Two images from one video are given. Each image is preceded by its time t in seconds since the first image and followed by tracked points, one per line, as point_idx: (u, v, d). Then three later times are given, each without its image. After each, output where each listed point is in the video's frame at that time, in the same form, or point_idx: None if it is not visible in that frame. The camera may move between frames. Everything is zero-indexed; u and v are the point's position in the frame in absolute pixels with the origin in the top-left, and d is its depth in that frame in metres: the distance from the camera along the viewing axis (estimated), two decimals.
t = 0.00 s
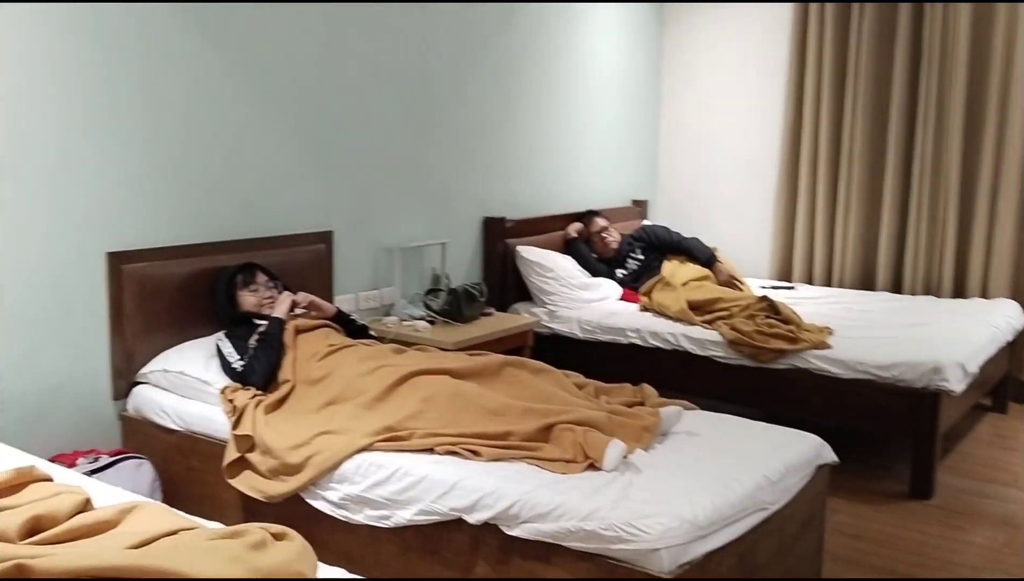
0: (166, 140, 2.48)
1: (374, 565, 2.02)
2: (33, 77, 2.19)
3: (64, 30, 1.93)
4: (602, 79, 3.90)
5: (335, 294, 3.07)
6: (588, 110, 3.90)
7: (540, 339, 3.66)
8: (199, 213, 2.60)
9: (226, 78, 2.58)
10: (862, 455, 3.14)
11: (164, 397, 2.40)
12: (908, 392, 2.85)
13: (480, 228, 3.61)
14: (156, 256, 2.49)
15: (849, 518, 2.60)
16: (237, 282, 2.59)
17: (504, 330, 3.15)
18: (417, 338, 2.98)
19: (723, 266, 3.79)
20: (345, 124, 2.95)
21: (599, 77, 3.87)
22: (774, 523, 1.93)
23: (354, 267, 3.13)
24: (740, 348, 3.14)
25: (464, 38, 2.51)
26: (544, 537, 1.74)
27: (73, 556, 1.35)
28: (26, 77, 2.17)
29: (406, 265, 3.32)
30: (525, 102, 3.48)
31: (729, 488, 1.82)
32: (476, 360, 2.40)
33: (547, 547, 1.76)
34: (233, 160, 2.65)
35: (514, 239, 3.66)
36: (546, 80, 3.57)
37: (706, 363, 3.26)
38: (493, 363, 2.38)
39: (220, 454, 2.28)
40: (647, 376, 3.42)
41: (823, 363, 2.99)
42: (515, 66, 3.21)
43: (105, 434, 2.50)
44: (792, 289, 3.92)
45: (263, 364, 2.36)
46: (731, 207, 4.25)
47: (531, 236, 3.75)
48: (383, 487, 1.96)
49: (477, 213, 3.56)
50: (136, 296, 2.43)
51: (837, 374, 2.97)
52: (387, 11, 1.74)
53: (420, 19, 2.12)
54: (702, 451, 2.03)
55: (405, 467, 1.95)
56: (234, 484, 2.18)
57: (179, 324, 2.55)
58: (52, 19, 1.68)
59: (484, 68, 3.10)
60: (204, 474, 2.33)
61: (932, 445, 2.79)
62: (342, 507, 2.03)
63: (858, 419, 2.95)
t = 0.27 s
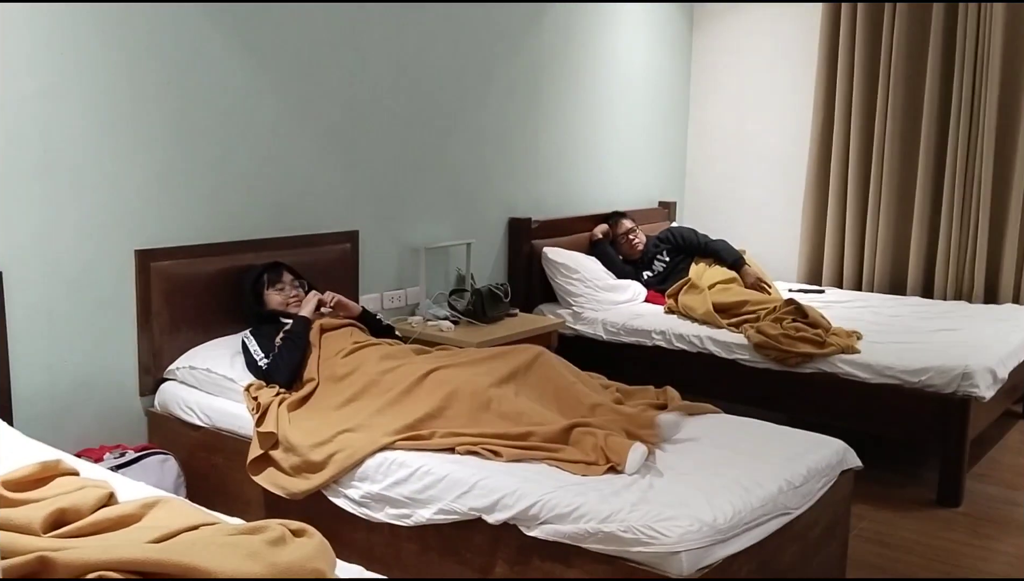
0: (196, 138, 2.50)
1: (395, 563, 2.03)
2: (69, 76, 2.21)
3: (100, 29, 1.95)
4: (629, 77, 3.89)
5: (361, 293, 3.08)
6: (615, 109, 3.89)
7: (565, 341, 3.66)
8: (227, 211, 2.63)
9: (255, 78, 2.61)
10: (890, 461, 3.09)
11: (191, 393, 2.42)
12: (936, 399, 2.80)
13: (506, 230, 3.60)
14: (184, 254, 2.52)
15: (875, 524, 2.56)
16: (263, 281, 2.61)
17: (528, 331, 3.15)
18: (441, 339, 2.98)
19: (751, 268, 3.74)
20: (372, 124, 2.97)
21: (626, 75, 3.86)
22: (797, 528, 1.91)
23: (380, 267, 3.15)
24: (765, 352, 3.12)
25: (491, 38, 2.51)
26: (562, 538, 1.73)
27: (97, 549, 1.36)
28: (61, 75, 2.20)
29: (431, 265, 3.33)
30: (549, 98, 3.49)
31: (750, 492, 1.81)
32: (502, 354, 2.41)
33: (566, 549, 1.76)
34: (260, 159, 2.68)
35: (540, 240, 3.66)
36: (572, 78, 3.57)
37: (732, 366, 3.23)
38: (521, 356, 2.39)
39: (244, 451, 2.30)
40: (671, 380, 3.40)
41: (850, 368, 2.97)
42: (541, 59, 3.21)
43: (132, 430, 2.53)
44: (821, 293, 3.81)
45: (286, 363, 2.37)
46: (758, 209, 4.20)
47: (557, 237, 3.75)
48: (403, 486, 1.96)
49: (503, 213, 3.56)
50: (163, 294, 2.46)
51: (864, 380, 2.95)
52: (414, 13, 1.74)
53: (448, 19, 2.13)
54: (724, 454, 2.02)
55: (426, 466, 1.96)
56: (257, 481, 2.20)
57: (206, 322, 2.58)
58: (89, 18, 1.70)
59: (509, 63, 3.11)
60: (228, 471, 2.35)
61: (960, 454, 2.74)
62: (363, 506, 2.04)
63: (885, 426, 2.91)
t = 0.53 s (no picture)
0: (213, 137, 2.52)
1: (407, 561, 2.04)
2: (88, 77, 2.24)
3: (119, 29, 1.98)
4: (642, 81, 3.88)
5: (375, 293, 3.10)
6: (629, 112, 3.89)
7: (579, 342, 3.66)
8: (243, 211, 2.65)
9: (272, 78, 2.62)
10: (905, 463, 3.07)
11: (207, 392, 2.44)
12: (951, 402, 2.79)
13: (520, 229, 3.60)
14: (200, 254, 2.54)
15: (889, 526, 2.55)
16: (279, 280, 2.63)
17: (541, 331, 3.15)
18: (455, 339, 2.99)
19: (766, 270, 3.73)
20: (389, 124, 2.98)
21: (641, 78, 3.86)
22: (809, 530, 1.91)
23: (394, 267, 3.16)
24: (780, 353, 3.11)
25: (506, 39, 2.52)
26: (573, 538, 1.74)
27: (109, 544, 1.38)
28: (80, 75, 2.22)
29: (446, 265, 3.34)
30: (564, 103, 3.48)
31: (762, 493, 1.81)
32: (507, 342, 2.46)
33: (577, 548, 1.76)
34: (276, 159, 2.70)
35: (555, 240, 3.66)
36: (587, 80, 3.57)
37: (746, 368, 3.22)
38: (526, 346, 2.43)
39: (258, 449, 2.32)
40: (685, 381, 3.39)
41: (864, 370, 2.96)
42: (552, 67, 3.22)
43: (148, 428, 2.55)
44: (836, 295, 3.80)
45: (302, 363, 2.39)
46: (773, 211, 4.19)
47: (571, 238, 3.75)
48: (415, 484, 1.97)
49: (518, 214, 3.57)
50: (180, 293, 2.48)
51: (879, 381, 2.93)
52: (427, 14, 1.75)
53: (462, 18, 2.14)
54: (736, 454, 2.02)
55: (438, 464, 1.97)
56: (272, 473, 2.20)
57: (222, 320, 2.60)
58: (106, 17, 1.72)
59: (524, 66, 3.12)
60: (243, 469, 2.37)
61: (975, 458, 2.72)
62: (375, 504, 2.05)
63: (899, 428, 2.90)
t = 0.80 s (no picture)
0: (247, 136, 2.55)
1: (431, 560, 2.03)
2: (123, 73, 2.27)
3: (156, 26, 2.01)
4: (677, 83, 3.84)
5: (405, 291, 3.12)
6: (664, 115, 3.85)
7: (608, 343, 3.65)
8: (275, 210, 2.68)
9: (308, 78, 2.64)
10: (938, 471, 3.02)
11: (238, 385, 2.58)
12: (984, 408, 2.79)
13: (551, 230, 3.56)
14: (233, 249, 2.55)
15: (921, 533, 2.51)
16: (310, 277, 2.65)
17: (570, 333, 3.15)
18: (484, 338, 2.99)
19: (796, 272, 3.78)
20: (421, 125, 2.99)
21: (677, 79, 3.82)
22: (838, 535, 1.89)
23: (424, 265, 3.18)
24: (811, 357, 3.08)
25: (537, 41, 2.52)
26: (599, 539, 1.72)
27: (139, 534, 1.41)
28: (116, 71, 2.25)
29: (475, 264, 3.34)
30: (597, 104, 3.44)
31: (790, 498, 1.80)
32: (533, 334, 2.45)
33: (601, 549, 1.74)
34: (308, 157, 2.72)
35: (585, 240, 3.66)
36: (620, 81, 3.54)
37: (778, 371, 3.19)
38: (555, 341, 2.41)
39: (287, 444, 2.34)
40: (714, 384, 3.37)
41: (897, 375, 2.96)
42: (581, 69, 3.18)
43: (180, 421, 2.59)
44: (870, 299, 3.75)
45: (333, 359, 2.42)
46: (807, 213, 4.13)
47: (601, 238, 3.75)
48: (443, 481, 2.00)
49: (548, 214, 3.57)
50: (213, 288, 2.51)
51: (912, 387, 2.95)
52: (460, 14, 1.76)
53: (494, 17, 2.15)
54: (764, 459, 2.01)
55: (465, 463, 1.99)
56: (297, 465, 2.22)
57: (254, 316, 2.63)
58: (142, 13, 1.73)
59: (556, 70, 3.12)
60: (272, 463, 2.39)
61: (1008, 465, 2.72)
62: (403, 500, 2.07)
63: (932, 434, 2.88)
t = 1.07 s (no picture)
0: (262, 131, 2.56)
1: (445, 552, 2.05)
2: (136, 69, 2.27)
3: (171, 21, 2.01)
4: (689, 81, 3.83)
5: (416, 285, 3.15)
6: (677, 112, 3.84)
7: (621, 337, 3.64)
8: (288, 204, 2.69)
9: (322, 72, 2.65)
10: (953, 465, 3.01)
11: (250, 380, 2.48)
12: (1000, 402, 2.76)
13: (562, 224, 3.62)
14: (246, 245, 2.58)
15: (936, 528, 2.50)
16: (322, 271, 2.66)
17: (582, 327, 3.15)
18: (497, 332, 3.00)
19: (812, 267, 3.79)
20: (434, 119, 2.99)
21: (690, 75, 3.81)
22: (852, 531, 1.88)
23: (436, 260, 3.18)
24: (826, 351, 3.06)
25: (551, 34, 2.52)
26: (611, 533, 1.73)
27: (151, 527, 1.41)
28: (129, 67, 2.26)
29: (487, 258, 3.34)
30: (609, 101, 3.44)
31: (803, 492, 1.79)
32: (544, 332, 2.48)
33: (614, 543, 1.75)
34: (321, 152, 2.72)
35: (597, 234, 3.66)
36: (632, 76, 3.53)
37: (791, 366, 3.18)
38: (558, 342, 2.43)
39: (300, 438, 2.34)
40: (727, 378, 3.36)
41: (911, 370, 2.91)
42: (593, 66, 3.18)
43: (194, 415, 2.60)
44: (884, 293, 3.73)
45: (344, 354, 2.41)
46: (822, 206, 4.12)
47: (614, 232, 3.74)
48: (454, 476, 1.98)
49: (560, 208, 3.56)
50: (226, 283, 2.52)
51: (927, 382, 2.88)
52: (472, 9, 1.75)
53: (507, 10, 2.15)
54: (776, 452, 2.00)
55: (476, 457, 1.97)
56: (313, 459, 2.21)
57: (267, 310, 2.64)
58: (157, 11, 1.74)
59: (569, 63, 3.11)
60: (285, 457, 2.40)
61: None
62: (414, 495, 2.06)
63: (947, 429, 2.85)
